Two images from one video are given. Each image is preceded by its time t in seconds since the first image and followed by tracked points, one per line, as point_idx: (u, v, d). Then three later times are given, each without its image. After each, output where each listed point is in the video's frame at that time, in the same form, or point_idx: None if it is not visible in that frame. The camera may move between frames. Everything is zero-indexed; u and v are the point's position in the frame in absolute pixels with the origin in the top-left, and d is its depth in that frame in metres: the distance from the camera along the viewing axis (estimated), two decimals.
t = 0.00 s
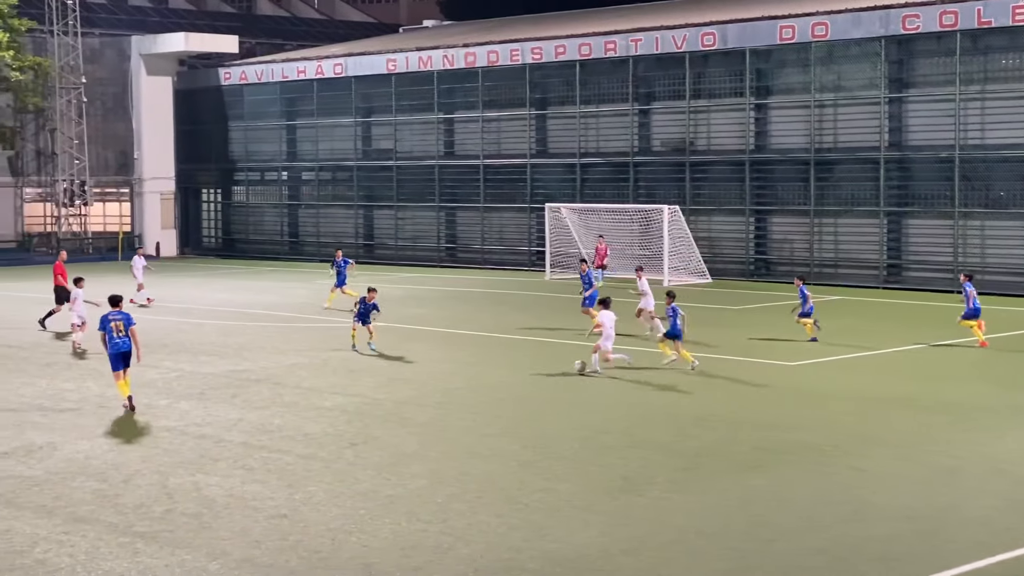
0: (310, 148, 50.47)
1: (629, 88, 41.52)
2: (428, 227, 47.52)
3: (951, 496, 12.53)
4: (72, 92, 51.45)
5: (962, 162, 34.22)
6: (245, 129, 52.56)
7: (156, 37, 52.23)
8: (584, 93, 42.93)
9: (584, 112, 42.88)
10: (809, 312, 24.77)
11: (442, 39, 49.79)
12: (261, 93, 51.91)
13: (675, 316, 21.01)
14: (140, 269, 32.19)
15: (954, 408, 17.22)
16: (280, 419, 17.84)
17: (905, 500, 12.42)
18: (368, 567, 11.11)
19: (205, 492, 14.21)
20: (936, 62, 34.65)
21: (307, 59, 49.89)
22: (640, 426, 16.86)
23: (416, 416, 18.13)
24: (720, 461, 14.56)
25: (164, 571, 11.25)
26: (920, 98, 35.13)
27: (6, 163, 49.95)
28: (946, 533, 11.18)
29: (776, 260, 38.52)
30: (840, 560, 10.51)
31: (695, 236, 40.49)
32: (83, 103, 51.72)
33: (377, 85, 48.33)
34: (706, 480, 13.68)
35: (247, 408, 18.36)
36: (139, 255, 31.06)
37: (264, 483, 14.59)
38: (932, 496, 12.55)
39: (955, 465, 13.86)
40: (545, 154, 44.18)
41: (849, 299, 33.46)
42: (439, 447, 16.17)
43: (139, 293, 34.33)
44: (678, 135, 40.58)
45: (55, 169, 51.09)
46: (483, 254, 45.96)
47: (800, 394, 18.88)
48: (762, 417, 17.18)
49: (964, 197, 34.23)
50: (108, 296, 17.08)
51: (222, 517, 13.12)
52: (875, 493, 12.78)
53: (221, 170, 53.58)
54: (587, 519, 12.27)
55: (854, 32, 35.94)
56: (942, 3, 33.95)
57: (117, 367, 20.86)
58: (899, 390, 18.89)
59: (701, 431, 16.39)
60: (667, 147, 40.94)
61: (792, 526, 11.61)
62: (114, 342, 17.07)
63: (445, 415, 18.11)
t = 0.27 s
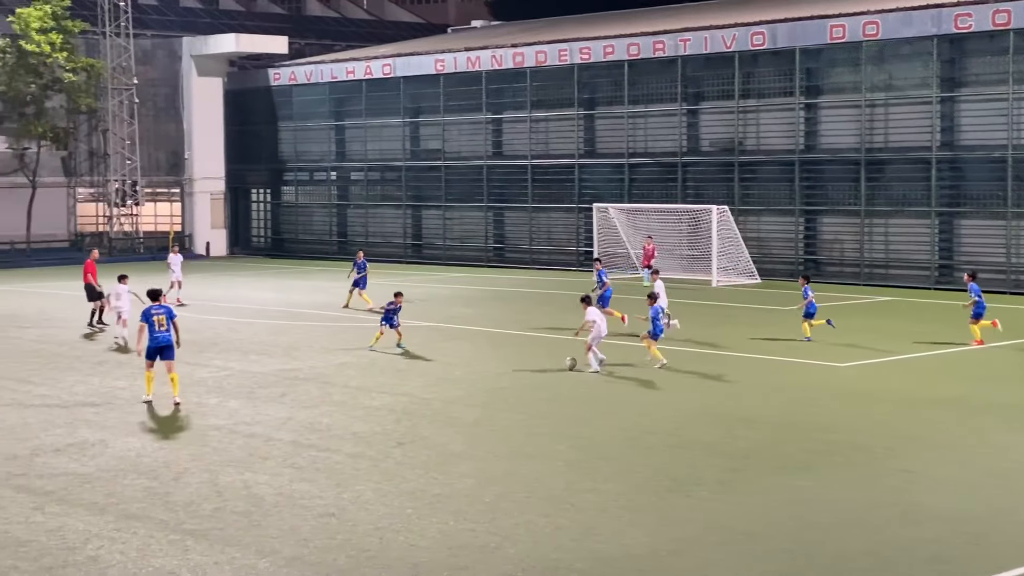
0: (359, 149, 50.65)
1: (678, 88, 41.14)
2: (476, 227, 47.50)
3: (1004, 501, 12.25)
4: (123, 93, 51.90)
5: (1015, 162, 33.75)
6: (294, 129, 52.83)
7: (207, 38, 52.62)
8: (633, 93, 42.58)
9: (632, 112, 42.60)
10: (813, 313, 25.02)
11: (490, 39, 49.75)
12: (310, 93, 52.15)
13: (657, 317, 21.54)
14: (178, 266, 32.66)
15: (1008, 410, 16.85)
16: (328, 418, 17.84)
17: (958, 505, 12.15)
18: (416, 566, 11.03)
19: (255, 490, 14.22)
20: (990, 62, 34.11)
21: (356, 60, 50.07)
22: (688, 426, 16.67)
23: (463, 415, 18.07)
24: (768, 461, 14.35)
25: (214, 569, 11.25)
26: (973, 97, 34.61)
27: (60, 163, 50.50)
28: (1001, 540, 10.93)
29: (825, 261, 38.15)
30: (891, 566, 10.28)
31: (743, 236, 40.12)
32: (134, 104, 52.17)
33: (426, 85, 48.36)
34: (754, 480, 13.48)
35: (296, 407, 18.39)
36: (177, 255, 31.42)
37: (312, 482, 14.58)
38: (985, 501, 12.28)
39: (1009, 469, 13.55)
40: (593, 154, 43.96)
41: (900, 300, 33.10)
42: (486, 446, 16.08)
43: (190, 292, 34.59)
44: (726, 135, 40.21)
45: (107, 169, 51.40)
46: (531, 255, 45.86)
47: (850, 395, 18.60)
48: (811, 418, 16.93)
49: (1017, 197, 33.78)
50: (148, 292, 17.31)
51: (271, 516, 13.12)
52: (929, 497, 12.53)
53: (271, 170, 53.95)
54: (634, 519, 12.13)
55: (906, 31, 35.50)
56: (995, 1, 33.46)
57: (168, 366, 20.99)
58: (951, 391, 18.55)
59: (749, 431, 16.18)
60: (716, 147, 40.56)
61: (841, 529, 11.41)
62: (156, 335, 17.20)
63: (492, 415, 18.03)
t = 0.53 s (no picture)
0: (403, 148, 50.70)
1: (722, 88, 40.79)
2: (520, 227, 47.40)
3: None
4: (170, 93, 52.06)
5: None
6: (338, 129, 53.00)
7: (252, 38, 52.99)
8: (677, 93, 42.28)
9: (676, 112, 42.29)
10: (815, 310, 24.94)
11: (534, 40, 49.67)
12: (354, 93, 52.25)
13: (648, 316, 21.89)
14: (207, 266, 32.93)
15: None
16: (372, 417, 17.82)
17: (1010, 508, 11.88)
18: (459, 565, 10.93)
19: (298, 489, 14.20)
20: None
21: (401, 60, 50.08)
22: (732, 427, 16.46)
23: (505, 415, 17.96)
24: (814, 462, 14.11)
25: (258, 567, 11.23)
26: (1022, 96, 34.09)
27: (107, 163, 51.25)
28: None
29: (872, 261, 37.68)
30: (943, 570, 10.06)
31: (788, 237, 39.72)
32: (181, 104, 52.36)
33: (470, 85, 48.27)
34: (800, 481, 13.26)
35: (339, 406, 18.38)
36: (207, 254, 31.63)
37: (355, 481, 14.54)
38: None
39: None
40: (637, 154, 43.69)
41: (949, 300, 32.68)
42: (530, 446, 15.96)
43: (235, 292, 34.73)
44: (772, 135, 39.84)
45: (153, 170, 51.85)
46: (574, 254, 45.66)
47: (897, 396, 18.31)
48: (857, 419, 16.67)
49: None
50: (181, 288, 17.70)
51: (315, 515, 13.08)
52: (980, 499, 12.26)
53: (315, 170, 54.10)
54: (679, 519, 11.95)
55: (954, 30, 35.08)
56: None
57: (214, 366, 21.07)
58: (1001, 393, 18.20)
59: (794, 432, 15.94)
60: (761, 147, 40.17)
61: (890, 532, 11.18)
62: (184, 334, 17.43)
63: (534, 415, 17.92)
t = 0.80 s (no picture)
0: (449, 148, 50.64)
1: (770, 87, 40.39)
2: (566, 227, 47.15)
3: None
4: (218, 92, 52.55)
5: None
6: (385, 129, 53.05)
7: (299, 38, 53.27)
8: (724, 93, 41.87)
9: (723, 112, 41.89)
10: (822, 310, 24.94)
11: (580, 39, 49.41)
12: (401, 93, 52.28)
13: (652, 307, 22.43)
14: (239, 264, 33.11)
15: None
16: (418, 417, 17.73)
17: None
18: (505, 565, 10.79)
19: (344, 488, 14.14)
20: None
21: (448, 60, 49.99)
22: (780, 428, 16.18)
23: (551, 415, 17.80)
24: (865, 464, 13.82)
25: (304, 565, 11.16)
26: None
27: (156, 163, 51.73)
28: None
29: (921, 262, 37.11)
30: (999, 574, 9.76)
31: (836, 237, 39.23)
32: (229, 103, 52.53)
33: (517, 85, 48.11)
34: (850, 483, 12.98)
35: (386, 406, 18.30)
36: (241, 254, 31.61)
37: (402, 480, 14.45)
38: None
39: None
40: (684, 154, 43.28)
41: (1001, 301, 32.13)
42: (576, 446, 15.78)
43: (283, 291, 34.81)
44: (821, 134, 39.36)
45: (201, 169, 52.45)
46: (621, 254, 45.36)
47: (949, 397, 17.93)
48: (909, 420, 16.32)
49: None
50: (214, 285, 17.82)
51: (361, 513, 13.01)
52: None
53: (362, 170, 54.22)
54: (727, 520, 11.73)
55: (1006, 29, 34.44)
56: None
57: (261, 364, 21.08)
58: None
59: (844, 433, 15.64)
60: (809, 146, 39.72)
61: (944, 536, 10.89)
62: (220, 329, 17.85)
63: (580, 415, 17.74)
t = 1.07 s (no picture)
0: (505, 149, 50.58)
1: (827, 88, 40.00)
2: (621, 227, 46.88)
3: None
4: (276, 94, 53.09)
5: None
6: (441, 130, 53.14)
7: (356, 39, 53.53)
8: (781, 93, 41.48)
9: (780, 112, 41.46)
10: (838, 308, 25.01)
11: (636, 40, 49.17)
12: (457, 94, 52.34)
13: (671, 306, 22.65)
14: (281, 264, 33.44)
15: None
16: (473, 417, 17.69)
17: None
18: (559, 565, 10.71)
19: (400, 488, 14.13)
20: None
21: (503, 60, 49.90)
22: (836, 428, 15.94)
23: (606, 415, 17.69)
24: (923, 466, 13.56)
25: (360, 563, 11.17)
26: None
27: (214, 163, 52.45)
28: None
29: (980, 263, 36.52)
30: None
31: (894, 238, 38.68)
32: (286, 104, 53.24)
33: (573, 86, 47.96)
34: (909, 485, 12.74)
35: (441, 405, 18.28)
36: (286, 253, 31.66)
37: (456, 480, 14.41)
38: None
39: None
40: (740, 154, 42.84)
41: None
42: (631, 447, 15.65)
43: (340, 291, 34.97)
44: (879, 134, 38.86)
45: (259, 169, 52.95)
46: (677, 255, 45.03)
47: (1010, 398, 17.56)
48: (969, 421, 16.01)
49: None
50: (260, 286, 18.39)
51: (416, 512, 12.99)
52: None
53: (418, 171, 54.34)
54: (782, 521, 11.56)
55: None
56: None
57: (318, 364, 21.17)
58: None
59: (902, 434, 15.38)
60: (867, 146, 39.24)
61: (1003, 539, 10.66)
62: (261, 327, 18.17)
63: (635, 415, 17.60)
